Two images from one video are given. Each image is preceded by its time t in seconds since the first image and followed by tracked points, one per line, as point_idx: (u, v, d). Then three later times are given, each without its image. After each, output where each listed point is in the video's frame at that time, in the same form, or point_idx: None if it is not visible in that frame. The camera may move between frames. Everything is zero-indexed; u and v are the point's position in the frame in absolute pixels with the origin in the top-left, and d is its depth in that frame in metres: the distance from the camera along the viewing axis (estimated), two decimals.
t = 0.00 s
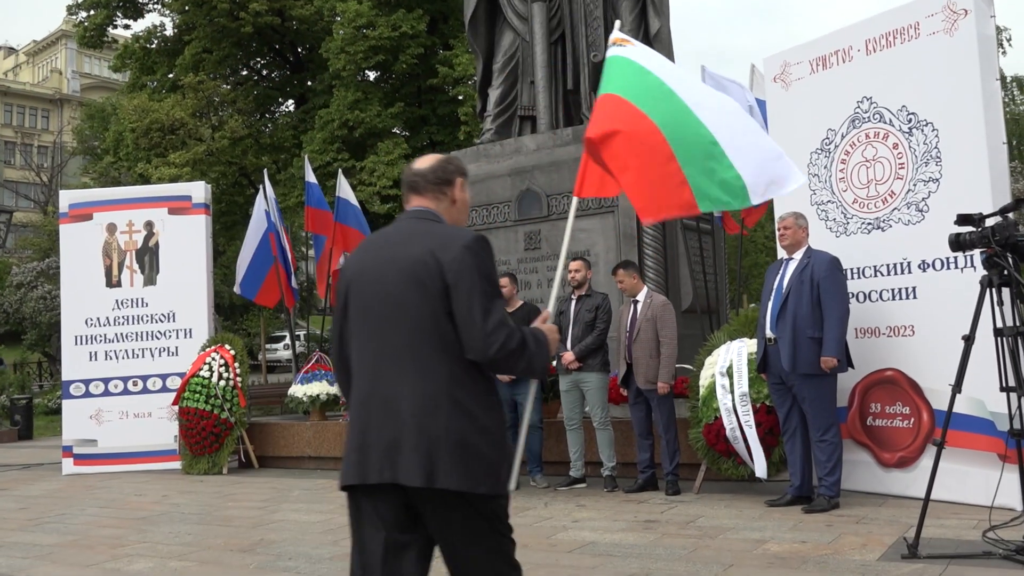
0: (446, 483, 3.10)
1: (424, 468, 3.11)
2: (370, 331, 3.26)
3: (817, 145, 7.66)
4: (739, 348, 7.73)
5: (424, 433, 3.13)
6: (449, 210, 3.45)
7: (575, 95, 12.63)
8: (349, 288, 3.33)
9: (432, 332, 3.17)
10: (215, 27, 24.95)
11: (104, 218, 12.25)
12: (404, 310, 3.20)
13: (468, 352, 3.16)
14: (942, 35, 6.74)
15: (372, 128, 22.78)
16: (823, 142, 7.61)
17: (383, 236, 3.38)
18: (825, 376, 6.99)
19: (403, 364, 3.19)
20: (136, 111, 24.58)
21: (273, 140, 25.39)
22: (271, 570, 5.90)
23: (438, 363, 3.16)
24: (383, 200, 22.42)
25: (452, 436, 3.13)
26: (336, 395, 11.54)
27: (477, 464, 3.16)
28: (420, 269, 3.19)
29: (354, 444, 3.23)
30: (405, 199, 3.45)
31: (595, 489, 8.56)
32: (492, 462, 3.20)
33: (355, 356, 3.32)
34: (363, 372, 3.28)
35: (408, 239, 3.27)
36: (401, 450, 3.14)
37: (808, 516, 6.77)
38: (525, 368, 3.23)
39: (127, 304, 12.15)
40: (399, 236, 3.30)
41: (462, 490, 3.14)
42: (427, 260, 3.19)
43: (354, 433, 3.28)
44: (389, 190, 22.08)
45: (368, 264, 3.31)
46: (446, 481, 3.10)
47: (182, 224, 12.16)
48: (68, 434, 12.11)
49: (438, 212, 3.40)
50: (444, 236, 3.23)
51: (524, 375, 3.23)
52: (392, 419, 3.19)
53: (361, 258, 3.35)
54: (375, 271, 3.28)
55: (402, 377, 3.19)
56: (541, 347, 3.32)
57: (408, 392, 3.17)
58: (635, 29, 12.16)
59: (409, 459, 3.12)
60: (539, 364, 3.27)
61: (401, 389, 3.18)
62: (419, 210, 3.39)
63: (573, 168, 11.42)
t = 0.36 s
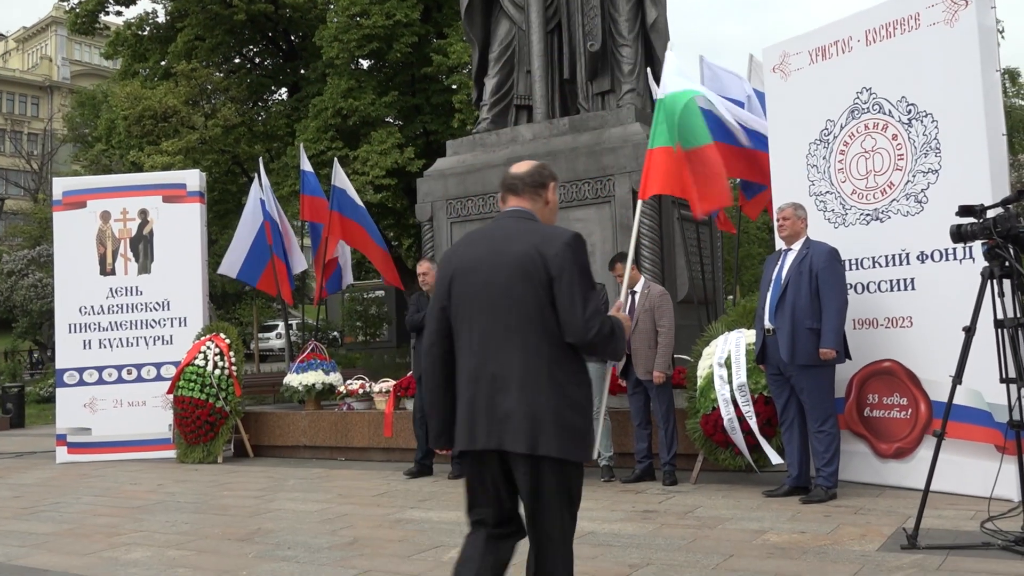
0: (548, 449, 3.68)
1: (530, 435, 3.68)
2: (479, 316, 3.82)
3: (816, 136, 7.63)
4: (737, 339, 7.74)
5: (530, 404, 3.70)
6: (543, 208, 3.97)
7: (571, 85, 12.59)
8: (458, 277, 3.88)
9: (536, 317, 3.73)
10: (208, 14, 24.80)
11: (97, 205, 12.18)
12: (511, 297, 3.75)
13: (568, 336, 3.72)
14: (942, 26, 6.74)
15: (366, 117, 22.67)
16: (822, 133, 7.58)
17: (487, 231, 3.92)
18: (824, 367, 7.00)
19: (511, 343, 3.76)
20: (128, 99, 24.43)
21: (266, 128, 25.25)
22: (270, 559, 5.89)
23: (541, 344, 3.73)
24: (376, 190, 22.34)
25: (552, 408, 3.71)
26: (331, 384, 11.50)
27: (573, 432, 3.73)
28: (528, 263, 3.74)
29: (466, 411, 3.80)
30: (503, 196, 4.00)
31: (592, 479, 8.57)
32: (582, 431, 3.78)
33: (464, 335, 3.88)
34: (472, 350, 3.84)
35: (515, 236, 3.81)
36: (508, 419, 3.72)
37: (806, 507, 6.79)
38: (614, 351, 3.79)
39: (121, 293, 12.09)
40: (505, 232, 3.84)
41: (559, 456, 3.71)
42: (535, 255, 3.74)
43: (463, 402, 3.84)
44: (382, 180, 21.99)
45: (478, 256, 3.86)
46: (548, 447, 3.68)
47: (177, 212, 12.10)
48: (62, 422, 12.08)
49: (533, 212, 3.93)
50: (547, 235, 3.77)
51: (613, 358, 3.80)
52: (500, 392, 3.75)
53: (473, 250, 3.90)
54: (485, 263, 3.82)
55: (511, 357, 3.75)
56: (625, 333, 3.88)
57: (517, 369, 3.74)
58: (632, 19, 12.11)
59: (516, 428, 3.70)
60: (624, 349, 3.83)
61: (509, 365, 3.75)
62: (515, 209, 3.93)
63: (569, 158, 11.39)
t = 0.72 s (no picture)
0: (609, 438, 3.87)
1: (591, 425, 3.87)
2: (542, 315, 4.03)
3: (817, 130, 7.61)
4: (735, 331, 7.73)
5: (592, 397, 3.90)
6: (598, 219, 4.19)
7: (570, 76, 12.55)
8: (522, 279, 4.10)
9: (597, 317, 3.95)
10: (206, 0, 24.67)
11: (94, 191, 12.13)
12: (573, 299, 3.96)
13: (627, 334, 3.93)
14: (945, 20, 6.73)
15: (363, 105, 22.59)
16: (823, 126, 7.57)
17: (548, 237, 4.14)
18: (822, 361, 6.99)
19: (573, 340, 3.96)
20: (125, 85, 24.33)
21: (264, 117, 24.91)
22: (266, 547, 5.88)
23: (600, 342, 3.95)
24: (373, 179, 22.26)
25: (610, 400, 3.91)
26: (327, 373, 11.49)
27: (632, 424, 3.93)
28: (589, 266, 3.95)
29: (528, 402, 4.01)
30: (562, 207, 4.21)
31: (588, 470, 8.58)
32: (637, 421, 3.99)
33: (528, 334, 4.09)
34: (535, 347, 4.05)
35: (576, 241, 4.03)
36: (570, 411, 3.91)
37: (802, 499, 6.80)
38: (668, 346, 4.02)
39: (117, 279, 12.06)
40: (566, 239, 4.06)
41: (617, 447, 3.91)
42: (596, 259, 3.95)
43: (527, 396, 4.04)
44: (379, 169, 21.92)
45: (541, 261, 4.07)
46: (609, 437, 3.86)
47: (174, 199, 12.06)
48: (58, 408, 12.05)
49: (590, 220, 4.15)
50: (606, 241, 3.99)
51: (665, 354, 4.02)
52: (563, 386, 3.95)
53: (534, 254, 4.10)
54: (548, 267, 4.03)
55: (574, 353, 3.96)
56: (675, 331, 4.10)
57: (579, 365, 3.95)
58: (632, 10, 12.08)
59: (579, 419, 3.89)
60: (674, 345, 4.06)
61: (572, 361, 3.96)
62: (575, 220, 4.14)
63: (568, 148, 11.36)
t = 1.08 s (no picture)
0: (650, 413, 4.17)
1: (634, 400, 4.18)
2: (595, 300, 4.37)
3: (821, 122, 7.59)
4: (737, 324, 7.70)
5: (637, 375, 4.21)
6: (654, 215, 4.52)
7: (575, 66, 12.51)
8: (579, 267, 4.44)
9: (645, 305, 4.27)
10: None
11: (97, 177, 12.11)
12: (624, 287, 4.29)
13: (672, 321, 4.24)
14: (952, 13, 6.70)
15: (366, 94, 22.55)
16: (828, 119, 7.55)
17: (604, 230, 4.49)
18: (824, 354, 6.98)
19: (622, 323, 4.29)
20: (129, 72, 24.30)
21: (267, 104, 25.03)
22: (266, 535, 5.88)
23: (648, 328, 4.27)
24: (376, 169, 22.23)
25: (656, 381, 4.21)
26: (329, 361, 11.49)
27: (674, 403, 4.23)
28: (640, 258, 4.28)
29: (579, 381, 4.32)
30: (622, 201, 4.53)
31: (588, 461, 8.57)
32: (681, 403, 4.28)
33: (581, 316, 4.43)
34: (588, 329, 4.38)
35: (631, 235, 4.36)
36: (616, 387, 4.22)
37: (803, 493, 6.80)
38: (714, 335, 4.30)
39: (119, 266, 12.05)
40: (620, 233, 4.40)
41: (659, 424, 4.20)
42: (646, 252, 4.28)
43: (577, 373, 4.36)
44: (382, 158, 21.90)
45: (596, 251, 4.42)
46: (650, 412, 4.17)
47: (177, 186, 12.04)
48: (59, 394, 12.06)
49: (646, 216, 4.48)
50: (657, 236, 4.31)
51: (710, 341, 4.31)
52: (611, 365, 4.27)
53: (590, 246, 4.45)
54: (604, 257, 4.38)
55: (624, 335, 4.29)
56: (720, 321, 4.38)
57: (627, 347, 4.26)
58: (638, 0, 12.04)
59: (623, 396, 4.19)
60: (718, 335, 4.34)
61: (620, 343, 4.28)
62: (632, 214, 4.48)
63: (571, 139, 11.32)
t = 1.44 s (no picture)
0: (733, 389, 4.56)
1: (717, 378, 4.56)
2: (674, 285, 4.71)
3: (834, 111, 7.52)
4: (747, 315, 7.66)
5: (719, 354, 4.58)
6: (724, 203, 4.87)
7: (586, 54, 12.45)
8: (658, 255, 4.76)
9: (724, 289, 4.62)
10: None
11: (108, 164, 12.12)
12: (702, 273, 4.63)
13: (749, 303, 4.60)
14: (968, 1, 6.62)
15: (378, 83, 22.49)
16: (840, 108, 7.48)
17: (678, 219, 4.81)
18: (834, 345, 6.93)
19: (701, 306, 4.63)
20: (141, 59, 24.33)
21: (278, 92, 25.01)
22: (273, 522, 5.88)
23: (726, 309, 4.62)
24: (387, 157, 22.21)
25: (735, 358, 4.59)
26: (338, 349, 11.49)
27: (753, 377, 4.61)
28: (717, 246, 4.62)
29: (663, 359, 4.69)
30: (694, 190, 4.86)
31: (597, 451, 8.55)
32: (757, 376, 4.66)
33: (660, 300, 4.77)
34: (668, 312, 4.72)
35: (707, 224, 4.69)
36: (700, 365, 4.59)
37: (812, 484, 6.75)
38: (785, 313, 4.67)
39: (130, 253, 12.07)
40: (695, 221, 4.73)
41: (740, 397, 4.59)
42: (724, 240, 4.61)
43: (660, 353, 4.73)
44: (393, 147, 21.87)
45: (673, 239, 4.74)
46: (733, 388, 4.56)
47: (187, 174, 12.04)
48: (70, 380, 12.10)
49: (719, 205, 4.82)
50: (733, 225, 4.64)
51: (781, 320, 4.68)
52: (694, 344, 4.63)
53: (667, 234, 4.77)
54: (682, 244, 4.70)
55: (704, 317, 4.63)
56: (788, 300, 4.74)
57: (708, 328, 4.61)
58: None
59: (707, 374, 4.57)
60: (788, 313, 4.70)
61: (700, 324, 4.63)
62: (705, 204, 4.82)
63: (582, 127, 11.27)
